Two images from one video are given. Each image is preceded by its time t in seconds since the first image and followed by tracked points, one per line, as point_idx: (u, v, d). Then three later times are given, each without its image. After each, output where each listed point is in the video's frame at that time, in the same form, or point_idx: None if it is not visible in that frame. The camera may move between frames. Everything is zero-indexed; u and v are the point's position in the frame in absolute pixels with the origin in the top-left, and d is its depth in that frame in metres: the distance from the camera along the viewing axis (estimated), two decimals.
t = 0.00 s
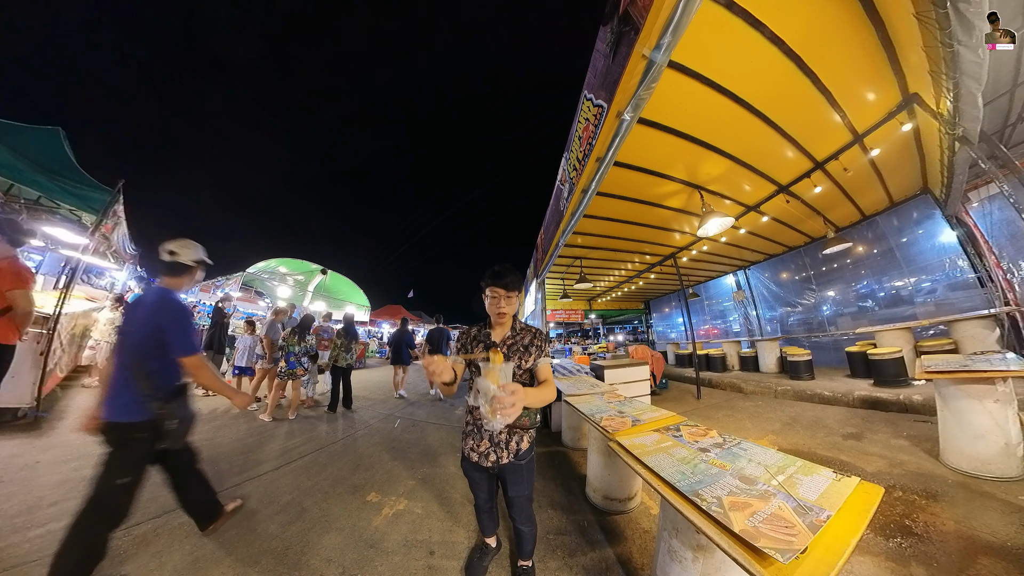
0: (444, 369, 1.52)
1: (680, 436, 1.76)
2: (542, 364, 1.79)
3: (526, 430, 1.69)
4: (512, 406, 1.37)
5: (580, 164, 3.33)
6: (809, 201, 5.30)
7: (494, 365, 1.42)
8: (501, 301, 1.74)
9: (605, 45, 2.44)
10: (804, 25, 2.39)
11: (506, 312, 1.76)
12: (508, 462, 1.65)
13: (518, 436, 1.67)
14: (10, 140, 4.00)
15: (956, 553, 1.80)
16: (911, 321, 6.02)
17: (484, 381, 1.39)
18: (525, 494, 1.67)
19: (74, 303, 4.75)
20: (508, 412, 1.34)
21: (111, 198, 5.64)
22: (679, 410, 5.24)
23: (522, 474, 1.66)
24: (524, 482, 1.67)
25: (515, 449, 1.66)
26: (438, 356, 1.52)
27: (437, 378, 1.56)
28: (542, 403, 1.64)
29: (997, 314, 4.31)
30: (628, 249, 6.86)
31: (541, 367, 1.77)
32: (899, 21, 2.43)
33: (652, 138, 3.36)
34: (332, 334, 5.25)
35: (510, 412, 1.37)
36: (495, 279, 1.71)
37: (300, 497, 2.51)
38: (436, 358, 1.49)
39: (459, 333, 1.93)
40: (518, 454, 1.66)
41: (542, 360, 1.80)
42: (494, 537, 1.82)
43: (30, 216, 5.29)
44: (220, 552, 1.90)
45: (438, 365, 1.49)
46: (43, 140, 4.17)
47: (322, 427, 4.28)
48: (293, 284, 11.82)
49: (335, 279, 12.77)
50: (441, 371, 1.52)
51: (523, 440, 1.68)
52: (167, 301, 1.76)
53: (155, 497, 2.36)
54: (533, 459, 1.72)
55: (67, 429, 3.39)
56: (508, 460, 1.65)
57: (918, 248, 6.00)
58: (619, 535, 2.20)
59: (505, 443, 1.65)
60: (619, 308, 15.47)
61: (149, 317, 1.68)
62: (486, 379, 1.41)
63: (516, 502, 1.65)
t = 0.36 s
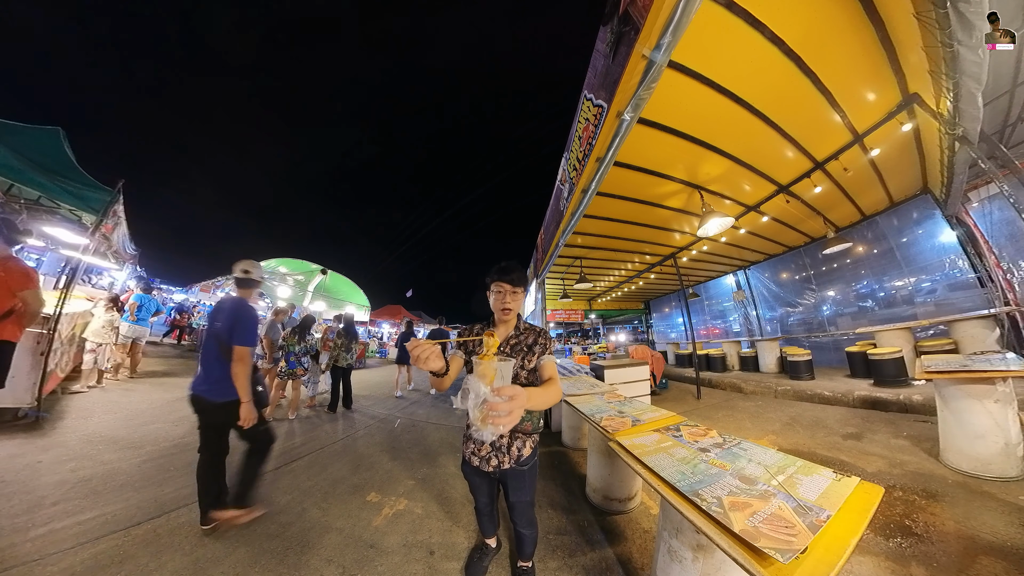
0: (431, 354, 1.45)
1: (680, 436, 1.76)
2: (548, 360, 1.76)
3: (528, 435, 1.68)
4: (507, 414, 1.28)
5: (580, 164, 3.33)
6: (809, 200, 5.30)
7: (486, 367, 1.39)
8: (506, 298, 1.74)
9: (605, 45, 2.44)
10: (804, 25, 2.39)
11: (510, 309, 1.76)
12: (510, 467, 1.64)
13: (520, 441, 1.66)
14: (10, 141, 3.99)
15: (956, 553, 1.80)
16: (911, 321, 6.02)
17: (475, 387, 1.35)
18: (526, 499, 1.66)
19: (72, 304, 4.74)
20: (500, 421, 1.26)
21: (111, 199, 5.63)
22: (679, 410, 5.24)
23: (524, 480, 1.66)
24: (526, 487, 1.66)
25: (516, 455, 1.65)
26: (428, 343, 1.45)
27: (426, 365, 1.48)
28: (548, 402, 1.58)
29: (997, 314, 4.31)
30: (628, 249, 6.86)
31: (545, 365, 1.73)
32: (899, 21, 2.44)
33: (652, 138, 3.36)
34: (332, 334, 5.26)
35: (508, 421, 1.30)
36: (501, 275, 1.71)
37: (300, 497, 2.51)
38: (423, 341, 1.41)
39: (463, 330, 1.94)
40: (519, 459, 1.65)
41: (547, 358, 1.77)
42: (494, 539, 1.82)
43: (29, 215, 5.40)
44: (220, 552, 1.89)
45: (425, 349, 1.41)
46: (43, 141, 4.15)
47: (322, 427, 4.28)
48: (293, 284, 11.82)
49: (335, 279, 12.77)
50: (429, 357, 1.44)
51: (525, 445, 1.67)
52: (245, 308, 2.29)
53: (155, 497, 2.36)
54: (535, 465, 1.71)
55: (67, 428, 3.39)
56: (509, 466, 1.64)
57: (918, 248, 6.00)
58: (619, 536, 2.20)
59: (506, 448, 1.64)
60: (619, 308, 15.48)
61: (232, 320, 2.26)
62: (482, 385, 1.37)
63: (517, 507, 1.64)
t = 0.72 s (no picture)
0: (427, 350, 1.44)
1: (680, 436, 1.76)
2: (553, 360, 1.75)
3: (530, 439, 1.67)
4: (511, 427, 1.26)
5: (580, 164, 3.33)
6: (809, 201, 5.30)
7: (489, 373, 1.35)
8: (510, 297, 1.74)
9: (605, 45, 2.43)
10: (804, 25, 2.39)
11: (513, 308, 1.76)
12: (512, 472, 1.63)
13: (523, 446, 1.65)
14: (11, 141, 3.99)
15: (956, 553, 1.80)
16: (911, 321, 6.02)
17: (476, 396, 1.32)
18: (528, 503, 1.66)
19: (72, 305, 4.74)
20: (503, 436, 1.24)
21: (111, 198, 5.63)
22: (678, 410, 5.24)
23: (527, 484, 1.65)
24: (528, 492, 1.66)
25: (519, 460, 1.63)
26: (425, 337, 1.44)
27: (424, 363, 1.47)
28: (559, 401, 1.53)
29: (997, 314, 4.31)
30: (628, 249, 6.86)
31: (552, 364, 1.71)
32: (899, 21, 2.44)
33: (652, 138, 3.36)
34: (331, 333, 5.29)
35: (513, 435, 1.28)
36: (504, 274, 1.71)
37: (300, 498, 2.51)
38: (420, 335, 1.42)
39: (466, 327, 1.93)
40: (522, 465, 1.63)
41: (552, 357, 1.78)
42: (494, 539, 1.82)
43: (30, 216, 5.33)
44: (220, 553, 1.89)
45: (420, 343, 1.42)
46: (43, 141, 4.16)
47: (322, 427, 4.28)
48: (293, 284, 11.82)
49: (335, 279, 12.77)
50: (425, 353, 1.43)
51: (528, 450, 1.66)
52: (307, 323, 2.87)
53: (156, 497, 2.37)
54: (538, 470, 1.69)
55: (67, 428, 3.39)
56: (512, 471, 1.63)
57: (918, 248, 6.00)
58: (619, 535, 2.20)
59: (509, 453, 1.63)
60: (619, 308, 15.48)
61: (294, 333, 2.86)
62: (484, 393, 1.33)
63: (518, 511, 1.65)
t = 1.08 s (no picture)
0: (428, 346, 1.45)
1: (680, 436, 1.76)
2: (556, 360, 1.75)
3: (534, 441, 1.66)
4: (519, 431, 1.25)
5: (580, 164, 3.33)
6: (809, 201, 5.30)
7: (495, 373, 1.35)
8: (512, 296, 1.73)
9: (605, 45, 2.43)
10: (804, 25, 2.39)
11: (514, 307, 1.75)
12: (515, 474, 1.62)
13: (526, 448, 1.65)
14: (10, 141, 3.97)
15: (956, 553, 1.80)
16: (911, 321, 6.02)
17: (480, 399, 1.33)
18: (530, 504, 1.66)
19: (71, 305, 4.75)
20: (511, 440, 1.23)
21: (111, 198, 5.61)
22: (678, 410, 5.24)
23: (530, 486, 1.65)
24: (531, 494, 1.66)
25: (522, 462, 1.63)
26: (426, 334, 1.44)
27: (425, 360, 1.48)
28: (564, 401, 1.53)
29: (998, 314, 4.30)
30: (628, 249, 6.85)
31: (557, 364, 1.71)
32: (899, 21, 2.44)
33: (652, 138, 3.36)
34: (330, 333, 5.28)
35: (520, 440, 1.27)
36: (506, 273, 1.71)
37: (300, 497, 2.51)
38: (420, 331, 1.42)
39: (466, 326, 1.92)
40: (525, 466, 1.63)
41: (555, 356, 1.78)
42: (494, 539, 1.82)
43: (30, 216, 5.28)
44: (220, 553, 1.89)
45: (421, 339, 1.42)
46: (44, 142, 4.12)
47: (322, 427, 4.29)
48: (293, 284, 11.84)
49: (335, 279, 12.77)
50: (425, 349, 1.44)
51: (531, 452, 1.66)
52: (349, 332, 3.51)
53: (155, 497, 2.37)
54: (541, 472, 1.69)
55: (67, 428, 3.39)
56: (515, 473, 1.62)
57: (918, 248, 6.00)
58: (619, 535, 2.20)
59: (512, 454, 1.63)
60: (619, 308, 15.49)
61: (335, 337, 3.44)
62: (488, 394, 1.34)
63: (520, 512, 1.65)
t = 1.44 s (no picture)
0: (431, 342, 1.45)
1: (680, 436, 1.76)
2: (558, 359, 1.75)
3: (535, 442, 1.67)
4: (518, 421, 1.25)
5: (580, 164, 3.33)
6: (809, 201, 5.30)
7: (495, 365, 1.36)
8: (512, 296, 1.73)
9: (605, 45, 2.43)
10: (804, 25, 2.39)
11: (513, 305, 1.75)
12: (516, 474, 1.63)
13: (528, 448, 1.65)
14: (9, 140, 3.93)
15: (956, 553, 1.80)
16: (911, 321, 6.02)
17: (481, 390, 1.31)
18: (531, 505, 1.66)
19: (71, 305, 4.74)
20: (512, 431, 1.24)
21: (110, 198, 5.59)
22: (678, 410, 5.25)
23: (531, 487, 1.65)
24: (532, 495, 1.66)
25: (524, 462, 1.63)
26: (429, 331, 1.46)
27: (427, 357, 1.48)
28: (564, 402, 1.51)
29: (998, 314, 4.31)
30: (628, 249, 6.85)
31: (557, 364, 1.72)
32: (900, 21, 2.44)
33: (652, 138, 3.36)
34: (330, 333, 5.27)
35: (522, 431, 1.28)
36: (506, 273, 1.71)
37: (300, 497, 2.51)
38: (424, 328, 1.44)
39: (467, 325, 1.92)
40: (527, 467, 1.63)
41: (557, 356, 1.78)
42: (494, 539, 1.82)
43: (30, 216, 5.45)
44: (220, 552, 1.89)
45: (425, 336, 1.43)
46: (43, 141, 4.07)
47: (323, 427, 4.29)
48: (293, 284, 11.84)
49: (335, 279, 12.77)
50: (428, 345, 1.44)
51: (533, 453, 1.66)
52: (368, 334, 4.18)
53: (155, 497, 2.36)
54: (542, 473, 1.69)
55: (67, 428, 3.40)
56: (516, 473, 1.63)
57: (918, 248, 6.00)
58: (619, 535, 2.20)
59: (513, 456, 1.63)
60: (619, 308, 15.49)
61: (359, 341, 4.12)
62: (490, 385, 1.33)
63: (521, 512, 1.64)
